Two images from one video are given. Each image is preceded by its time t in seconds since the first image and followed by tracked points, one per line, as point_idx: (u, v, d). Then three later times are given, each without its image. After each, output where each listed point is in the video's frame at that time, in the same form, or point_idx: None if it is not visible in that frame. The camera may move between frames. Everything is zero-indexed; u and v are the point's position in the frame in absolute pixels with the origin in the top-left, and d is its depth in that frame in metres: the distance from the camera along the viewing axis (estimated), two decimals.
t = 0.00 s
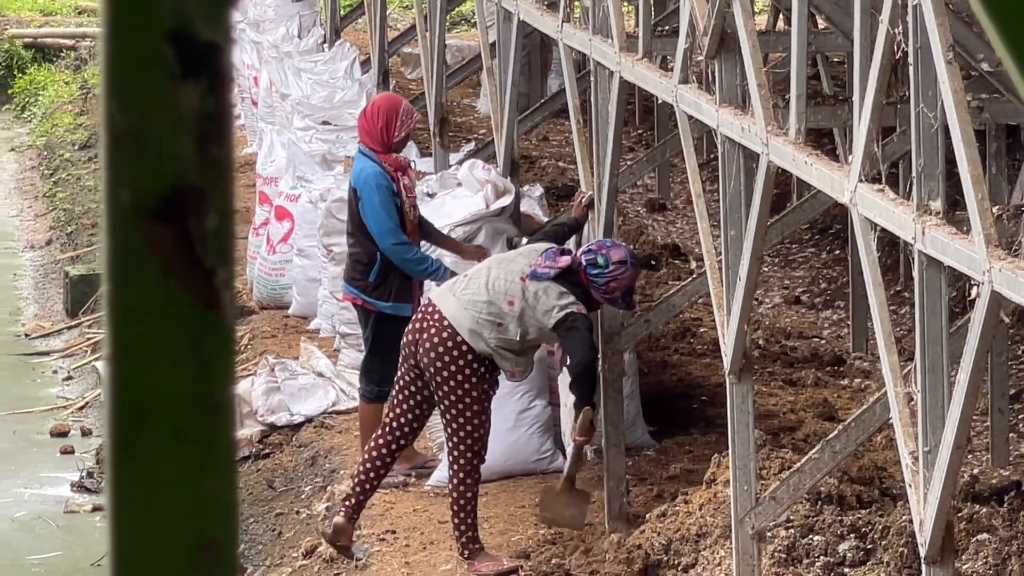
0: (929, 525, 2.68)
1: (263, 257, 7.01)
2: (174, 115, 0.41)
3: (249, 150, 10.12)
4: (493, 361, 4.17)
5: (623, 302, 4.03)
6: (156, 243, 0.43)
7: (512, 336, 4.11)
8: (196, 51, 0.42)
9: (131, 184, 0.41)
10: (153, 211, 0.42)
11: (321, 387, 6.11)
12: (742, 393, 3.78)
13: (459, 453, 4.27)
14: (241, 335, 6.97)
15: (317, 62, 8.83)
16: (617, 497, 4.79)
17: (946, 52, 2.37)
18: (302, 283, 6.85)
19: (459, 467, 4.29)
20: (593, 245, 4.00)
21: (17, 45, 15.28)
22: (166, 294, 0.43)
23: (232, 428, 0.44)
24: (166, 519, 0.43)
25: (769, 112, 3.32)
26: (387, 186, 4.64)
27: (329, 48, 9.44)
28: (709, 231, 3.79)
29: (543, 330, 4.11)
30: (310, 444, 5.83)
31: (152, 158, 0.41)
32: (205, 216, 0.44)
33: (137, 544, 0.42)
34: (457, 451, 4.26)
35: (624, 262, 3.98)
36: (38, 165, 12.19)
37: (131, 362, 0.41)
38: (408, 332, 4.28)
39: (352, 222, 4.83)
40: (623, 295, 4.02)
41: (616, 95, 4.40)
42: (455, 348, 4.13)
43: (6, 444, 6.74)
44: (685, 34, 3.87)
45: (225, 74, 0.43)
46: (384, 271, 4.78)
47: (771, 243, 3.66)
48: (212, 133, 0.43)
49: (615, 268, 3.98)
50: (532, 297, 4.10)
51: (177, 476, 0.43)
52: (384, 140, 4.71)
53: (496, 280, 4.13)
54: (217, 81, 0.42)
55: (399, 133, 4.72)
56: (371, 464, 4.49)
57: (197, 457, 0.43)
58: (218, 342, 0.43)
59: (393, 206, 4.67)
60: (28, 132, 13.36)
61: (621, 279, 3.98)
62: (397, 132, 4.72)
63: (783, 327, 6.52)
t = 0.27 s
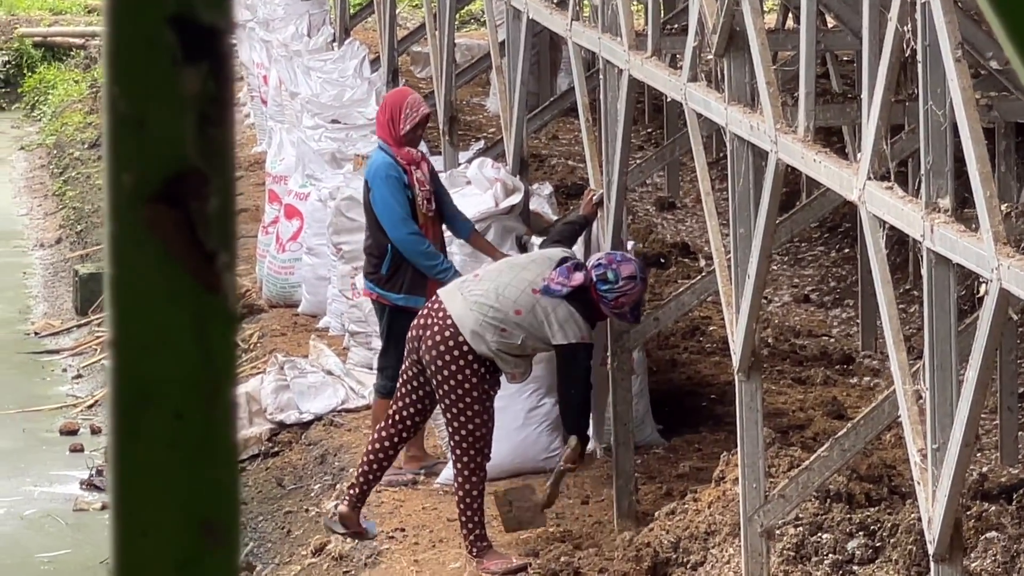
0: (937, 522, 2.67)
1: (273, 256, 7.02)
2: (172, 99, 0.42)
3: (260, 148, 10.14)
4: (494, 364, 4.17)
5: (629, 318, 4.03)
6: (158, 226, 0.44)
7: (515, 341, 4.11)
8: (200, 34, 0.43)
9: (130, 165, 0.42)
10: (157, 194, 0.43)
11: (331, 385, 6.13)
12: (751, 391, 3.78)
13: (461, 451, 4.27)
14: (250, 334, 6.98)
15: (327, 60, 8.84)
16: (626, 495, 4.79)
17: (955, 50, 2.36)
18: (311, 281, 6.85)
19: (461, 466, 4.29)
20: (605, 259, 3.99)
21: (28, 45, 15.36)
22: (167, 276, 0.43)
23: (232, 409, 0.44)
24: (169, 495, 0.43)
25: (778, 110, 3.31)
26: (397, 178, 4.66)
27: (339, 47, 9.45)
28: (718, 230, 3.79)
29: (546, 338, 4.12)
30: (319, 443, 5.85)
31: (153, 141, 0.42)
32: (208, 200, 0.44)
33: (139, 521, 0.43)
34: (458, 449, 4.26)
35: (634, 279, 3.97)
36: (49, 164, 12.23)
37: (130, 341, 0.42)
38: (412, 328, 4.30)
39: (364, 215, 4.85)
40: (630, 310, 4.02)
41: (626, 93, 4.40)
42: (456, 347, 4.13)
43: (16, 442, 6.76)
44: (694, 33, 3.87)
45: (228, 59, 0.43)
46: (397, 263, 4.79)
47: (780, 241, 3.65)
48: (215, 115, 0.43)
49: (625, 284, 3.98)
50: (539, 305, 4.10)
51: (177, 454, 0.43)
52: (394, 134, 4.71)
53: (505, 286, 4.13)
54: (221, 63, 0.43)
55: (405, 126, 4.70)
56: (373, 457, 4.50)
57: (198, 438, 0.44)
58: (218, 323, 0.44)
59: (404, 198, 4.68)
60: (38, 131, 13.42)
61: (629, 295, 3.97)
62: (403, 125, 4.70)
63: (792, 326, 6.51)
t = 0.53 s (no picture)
0: (950, 522, 2.67)
1: (286, 257, 7.05)
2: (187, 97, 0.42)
3: (274, 150, 10.20)
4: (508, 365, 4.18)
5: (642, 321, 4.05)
6: (170, 223, 0.42)
7: (528, 343, 4.12)
8: (213, 36, 0.42)
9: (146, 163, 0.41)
10: (170, 193, 0.42)
11: (345, 386, 6.14)
12: (764, 391, 3.79)
13: (475, 452, 4.29)
14: (264, 335, 6.99)
15: (341, 62, 8.86)
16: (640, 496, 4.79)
17: (968, 52, 2.36)
18: (325, 282, 6.87)
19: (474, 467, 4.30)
20: (619, 262, 4.00)
21: (42, 47, 15.46)
22: (182, 274, 0.43)
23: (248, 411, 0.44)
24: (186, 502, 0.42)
25: (790, 112, 3.32)
26: (411, 176, 4.66)
27: (352, 48, 9.48)
28: (731, 231, 3.79)
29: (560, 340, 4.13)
30: (333, 444, 5.87)
31: (174, 143, 0.41)
32: (220, 198, 0.43)
33: (152, 525, 0.42)
34: (472, 450, 4.27)
35: (648, 283, 3.98)
36: (62, 166, 12.30)
37: (145, 344, 0.41)
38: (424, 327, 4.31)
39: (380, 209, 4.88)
40: (643, 313, 4.04)
41: (638, 95, 4.40)
42: (469, 348, 4.14)
43: (30, 442, 6.79)
44: (708, 34, 3.87)
45: (239, 57, 0.43)
46: (407, 259, 4.82)
47: (793, 242, 3.66)
48: (228, 114, 0.43)
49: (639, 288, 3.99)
50: (553, 307, 4.10)
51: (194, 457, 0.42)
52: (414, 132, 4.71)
53: (519, 288, 4.13)
54: (229, 58, 0.43)
55: (426, 125, 4.69)
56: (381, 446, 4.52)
57: (215, 439, 0.43)
58: (236, 325, 0.43)
59: (418, 197, 4.69)
60: (52, 133, 13.50)
61: (644, 299, 3.99)
62: (424, 123, 4.70)
63: (804, 327, 6.50)
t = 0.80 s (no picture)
0: (972, 532, 2.65)
1: (309, 267, 7.09)
2: (212, 116, 0.44)
3: (297, 159, 10.26)
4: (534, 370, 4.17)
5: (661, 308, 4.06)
6: (199, 233, 0.45)
7: (551, 344, 4.10)
8: (238, 47, 0.45)
9: (175, 180, 0.44)
10: (197, 206, 0.45)
11: (367, 395, 6.16)
12: (786, 401, 3.77)
13: (504, 461, 4.28)
14: (286, 344, 7.01)
15: (364, 71, 8.88)
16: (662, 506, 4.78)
17: (989, 62, 2.35)
18: (347, 291, 6.89)
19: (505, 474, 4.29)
20: (632, 252, 4.02)
21: (66, 56, 15.59)
22: (208, 280, 0.45)
23: (272, 409, 0.47)
24: (205, 504, 0.45)
25: (812, 121, 3.31)
26: (436, 185, 4.67)
27: (375, 58, 9.52)
28: (752, 240, 3.79)
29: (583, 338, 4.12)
30: (355, 453, 5.87)
31: (198, 156, 0.44)
32: (246, 211, 0.46)
33: (176, 516, 0.45)
34: (502, 458, 4.26)
35: (663, 269, 4.00)
36: (86, 175, 12.39)
37: (172, 346, 0.44)
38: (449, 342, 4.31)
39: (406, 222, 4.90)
40: (660, 301, 4.05)
41: (661, 105, 4.40)
42: (495, 357, 4.14)
43: (53, 451, 6.82)
44: (729, 44, 3.87)
45: (265, 73, 0.45)
46: (432, 270, 4.81)
47: (815, 252, 3.64)
48: (252, 127, 0.45)
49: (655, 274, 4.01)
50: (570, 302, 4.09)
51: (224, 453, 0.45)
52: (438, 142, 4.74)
53: (534, 288, 4.12)
54: (254, 70, 0.45)
55: (449, 134, 4.73)
56: (416, 470, 4.49)
57: (239, 434, 0.45)
58: (257, 327, 0.46)
59: (443, 206, 4.70)
60: (76, 141, 13.61)
61: (660, 285, 4.00)
62: (447, 132, 4.73)
63: (827, 336, 6.48)
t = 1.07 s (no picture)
0: (993, 535, 2.63)
1: (331, 270, 7.12)
2: (230, 115, 0.71)
3: (319, 163, 10.30)
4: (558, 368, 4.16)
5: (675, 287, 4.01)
6: (212, 218, 0.73)
7: (568, 338, 4.10)
8: (245, 92, 0.72)
9: (190, 161, 0.71)
10: (213, 197, 0.72)
11: (389, 399, 6.15)
12: (808, 405, 3.75)
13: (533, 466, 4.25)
14: (308, 348, 7.02)
15: (386, 75, 8.89)
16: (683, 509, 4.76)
17: (1011, 64, 2.33)
18: (369, 295, 6.89)
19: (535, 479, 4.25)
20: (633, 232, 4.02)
21: (89, 60, 15.71)
22: (217, 246, 0.73)
23: (265, 330, 0.73)
24: (213, 390, 0.72)
25: (835, 125, 3.29)
26: (460, 190, 4.68)
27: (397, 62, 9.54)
28: (774, 244, 3.76)
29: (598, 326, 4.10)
30: (377, 456, 5.87)
31: (207, 163, 0.71)
32: (258, 204, 0.74)
33: (191, 397, 0.72)
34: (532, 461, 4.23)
35: (667, 244, 3.96)
36: (108, 179, 12.48)
37: (190, 286, 0.72)
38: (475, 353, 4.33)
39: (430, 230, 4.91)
40: (672, 278, 4.00)
41: (683, 108, 4.38)
42: (514, 362, 4.14)
43: (75, 455, 6.85)
44: (751, 47, 3.85)
45: (262, 114, 0.72)
46: (457, 276, 4.81)
47: (837, 256, 3.62)
48: (252, 146, 0.72)
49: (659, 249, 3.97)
50: (576, 289, 4.11)
51: (226, 357, 0.72)
52: (459, 146, 4.74)
53: (540, 284, 4.16)
54: (258, 112, 0.72)
55: (469, 138, 4.72)
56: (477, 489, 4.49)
57: (236, 344, 0.72)
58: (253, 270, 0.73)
59: (466, 210, 4.70)
60: (98, 145, 13.70)
61: (665, 260, 3.96)
62: (467, 136, 4.73)
63: (849, 340, 6.45)
